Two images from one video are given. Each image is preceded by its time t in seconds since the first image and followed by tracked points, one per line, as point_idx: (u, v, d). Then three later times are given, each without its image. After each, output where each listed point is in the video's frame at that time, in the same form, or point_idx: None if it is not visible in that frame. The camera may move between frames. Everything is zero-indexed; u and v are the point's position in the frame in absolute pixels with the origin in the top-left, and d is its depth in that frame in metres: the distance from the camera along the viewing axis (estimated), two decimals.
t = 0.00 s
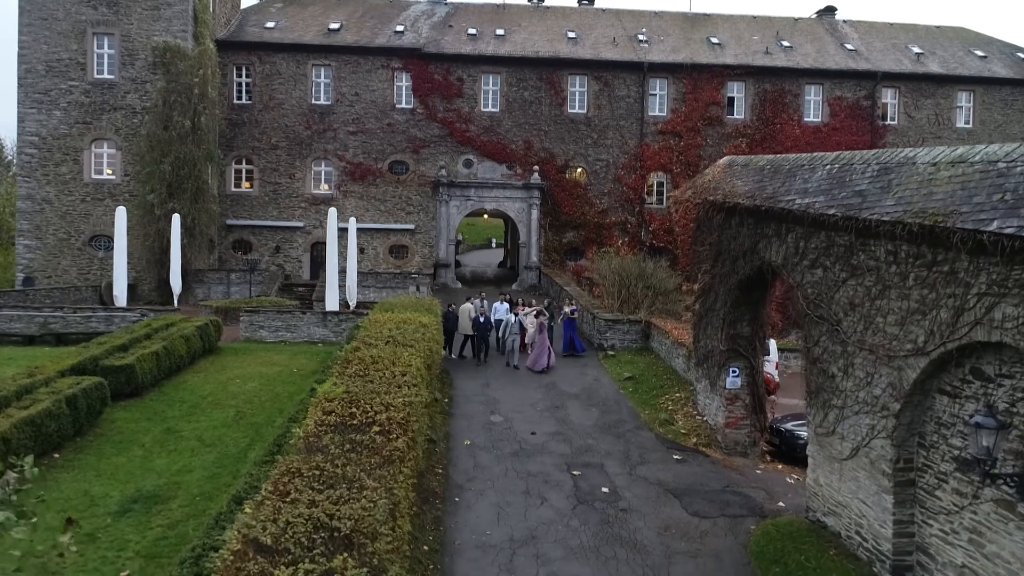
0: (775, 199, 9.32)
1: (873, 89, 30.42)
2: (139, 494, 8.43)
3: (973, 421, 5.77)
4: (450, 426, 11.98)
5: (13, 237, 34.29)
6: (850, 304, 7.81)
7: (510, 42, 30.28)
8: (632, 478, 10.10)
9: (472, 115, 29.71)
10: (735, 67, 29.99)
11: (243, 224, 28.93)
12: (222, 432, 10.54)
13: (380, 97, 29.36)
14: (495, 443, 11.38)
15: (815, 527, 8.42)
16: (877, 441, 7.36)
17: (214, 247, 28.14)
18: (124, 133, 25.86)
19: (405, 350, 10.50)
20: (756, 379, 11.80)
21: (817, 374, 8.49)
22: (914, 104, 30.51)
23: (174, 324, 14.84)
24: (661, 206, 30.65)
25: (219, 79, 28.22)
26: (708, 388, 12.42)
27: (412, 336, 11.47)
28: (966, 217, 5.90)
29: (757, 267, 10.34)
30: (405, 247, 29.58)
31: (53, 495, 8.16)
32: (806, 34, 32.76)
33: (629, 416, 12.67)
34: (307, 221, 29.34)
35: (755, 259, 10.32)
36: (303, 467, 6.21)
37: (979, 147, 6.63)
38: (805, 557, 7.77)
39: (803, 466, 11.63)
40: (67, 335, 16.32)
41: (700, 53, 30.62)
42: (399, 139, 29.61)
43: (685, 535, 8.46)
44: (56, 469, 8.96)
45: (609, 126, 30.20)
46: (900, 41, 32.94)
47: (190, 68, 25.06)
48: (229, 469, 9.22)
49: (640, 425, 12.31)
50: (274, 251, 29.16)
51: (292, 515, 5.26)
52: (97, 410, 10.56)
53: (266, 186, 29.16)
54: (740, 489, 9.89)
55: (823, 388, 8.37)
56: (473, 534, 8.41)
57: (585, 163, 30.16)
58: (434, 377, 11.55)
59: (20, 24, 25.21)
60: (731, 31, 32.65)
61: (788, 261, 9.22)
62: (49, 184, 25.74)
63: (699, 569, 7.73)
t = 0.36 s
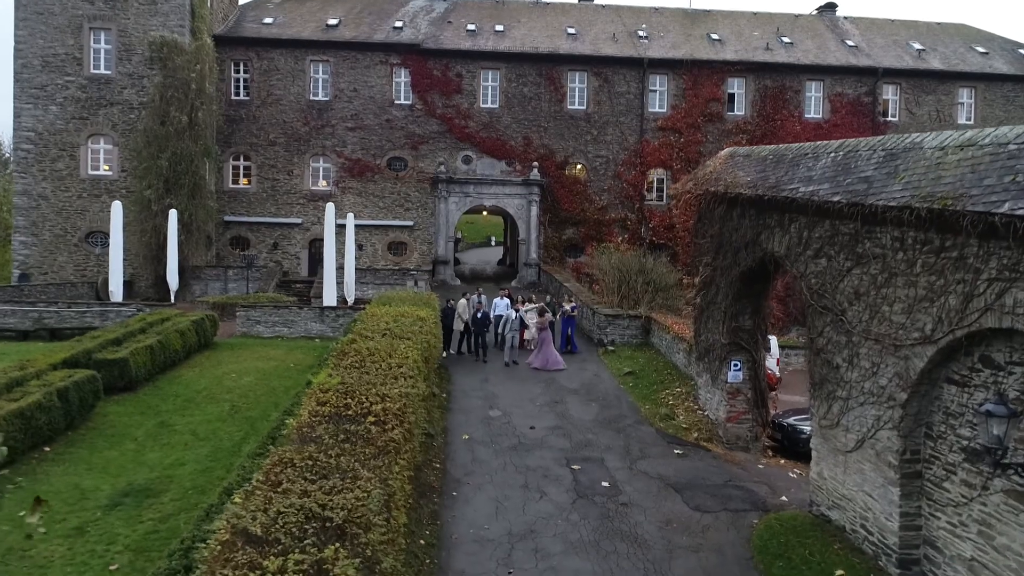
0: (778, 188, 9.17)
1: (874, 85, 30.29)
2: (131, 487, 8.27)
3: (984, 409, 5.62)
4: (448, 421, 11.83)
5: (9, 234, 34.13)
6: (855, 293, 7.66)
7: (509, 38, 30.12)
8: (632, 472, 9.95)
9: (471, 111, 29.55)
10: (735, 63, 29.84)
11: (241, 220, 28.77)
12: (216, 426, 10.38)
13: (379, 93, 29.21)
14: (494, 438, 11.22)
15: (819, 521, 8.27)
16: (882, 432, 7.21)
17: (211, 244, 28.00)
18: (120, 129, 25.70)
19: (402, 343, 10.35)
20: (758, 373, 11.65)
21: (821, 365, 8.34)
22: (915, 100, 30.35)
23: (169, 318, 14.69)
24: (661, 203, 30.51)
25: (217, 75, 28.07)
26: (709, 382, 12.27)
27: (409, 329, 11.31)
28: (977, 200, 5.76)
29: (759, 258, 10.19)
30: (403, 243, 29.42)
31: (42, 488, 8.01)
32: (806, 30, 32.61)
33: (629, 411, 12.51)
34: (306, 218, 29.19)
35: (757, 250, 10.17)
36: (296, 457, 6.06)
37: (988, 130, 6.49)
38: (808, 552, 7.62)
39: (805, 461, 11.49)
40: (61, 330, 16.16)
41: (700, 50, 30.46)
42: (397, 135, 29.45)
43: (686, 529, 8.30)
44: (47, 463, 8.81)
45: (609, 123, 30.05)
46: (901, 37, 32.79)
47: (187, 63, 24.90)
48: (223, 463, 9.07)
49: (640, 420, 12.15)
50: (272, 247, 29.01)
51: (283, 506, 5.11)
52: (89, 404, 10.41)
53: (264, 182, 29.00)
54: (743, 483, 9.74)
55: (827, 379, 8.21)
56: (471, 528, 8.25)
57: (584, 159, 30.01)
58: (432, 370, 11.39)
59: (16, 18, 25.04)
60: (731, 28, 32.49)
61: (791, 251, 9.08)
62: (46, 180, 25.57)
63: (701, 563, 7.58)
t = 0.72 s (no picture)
0: (782, 179, 8.96)
1: (876, 82, 30.07)
2: (118, 486, 8.05)
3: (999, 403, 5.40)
4: (445, 419, 11.61)
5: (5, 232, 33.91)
6: (862, 286, 7.45)
7: (508, 34, 29.89)
8: (632, 471, 9.73)
9: (470, 108, 29.33)
10: (736, 60, 29.62)
11: (238, 218, 28.55)
12: (207, 423, 10.16)
13: (377, 90, 29.00)
14: (491, 436, 11.01)
15: (824, 521, 8.06)
16: (891, 429, 6.99)
17: (208, 242, 27.78)
18: (116, 125, 25.48)
19: (398, 339, 10.12)
20: (760, 369, 11.43)
21: (826, 360, 8.12)
22: (917, 97, 30.12)
23: (162, 315, 14.47)
24: (662, 200, 30.30)
25: (214, 71, 27.86)
26: (711, 379, 12.05)
27: (405, 325, 11.10)
28: (992, 186, 5.55)
29: (762, 252, 9.98)
30: (402, 241, 29.20)
31: (26, 487, 7.79)
32: (807, 27, 32.38)
33: (629, 409, 12.30)
34: (303, 216, 28.99)
35: (760, 244, 9.97)
36: (284, 454, 5.84)
37: (1001, 116, 6.31)
38: (814, 552, 7.41)
39: (808, 460, 11.27)
40: (53, 328, 15.95)
41: (701, 46, 30.25)
42: (396, 132, 29.23)
43: (688, 529, 8.09)
44: (33, 461, 8.59)
45: (609, 120, 29.84)
46: (903, 34, 32.57)
47: (183, 59, 24.67)
48: (213, 461, 8.85)
49: (641, 417, 11.93)
50: (269, 245, 28.80)
51: (268, 505, 4.89)
52: (78, 401, 10.19)
53: (261, 180, 28.78)
54: (745, 482, 9.52)
55: (833, 374, 8.00)
56: (467, 528, 8.03)
57: (584, 157, 29.82)
58: (428, 367, 11.17)
59: (11, 14, 24.80)
60: (732, 24, 32.26)
61: (795, 244, 8.88)
62: (40, 177, 25.35)
63: (703, 564, 7.36)
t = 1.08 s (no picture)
0: (787, 173, 8.71)
1: (878, 79, 29.82)
2: (102, 490, 7.79)
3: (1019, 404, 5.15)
4: (442, 420, 11.35)
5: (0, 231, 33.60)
6: (871, 283, 7.21)
7: (507, 31, 29.63)
8: (633, 474, 9.47)
9: (469, 105, 29.08)
10: (737, 57, 29.36)
11: (234, 217, 28.30)
12: (197, 425, 9.90)
13: (375, 87, 28.74)
14: (489, 437, 10.75)
15: (832, 526, 7.81)
16: (903, 431, 6.74)
17: (204, 241, 27.52)
18: (111, 123, 25.21)
19: (393, 338, 9.87)
20: (764, 369, 11.16)
21: (834, 360, 7.86)
22: (920, 94, 29.85)
23: (154, 313, 14.19)
24: (662, 199, 30.05)
25: (210, 68, 27.60)
26: (714, 379, 11.79)
27: (401, 323, 10.84)
28: (1011, 176, 5.29)
29: (766, 249, 9.73)
30: (400, 240, 28.93)
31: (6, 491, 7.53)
32: (809, 25, 32.12)
33: (630, 409, 12.03)
34: (300, 214, 28.73)
35: (765, 241, 9.72)
36: (269, 458, 5.58)
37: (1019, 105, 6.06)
38: (822, 559, 7.15)
39: (813, 462, 11.02)
40: (45, 327, 15.67)
41: (702, 43, 29.97)
42: (394, 130, 28.97)
43: (691, 534, 7.83)
44: (15, 464, 8.33)
45: (609, 117, 29.57)
46: (905, 31, 32.31)
47: (179, 56, 24.43)
48: (202, 463, 8.59)
49: (642, 418, 11.67)
50: (266, 244, 28.54)
51: (250, 512, 4.63)
52: (64, 402, 9.92)
53: (258, 178, 28.52)
54: (750, 485, 9.26)
55: (840, 374, 7.74)
56: (463, 533, 7.78)
57: (583, 155, 29.57)
58: (424, 367, 10.91)
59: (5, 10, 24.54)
60: (733, 21, 32.00)
61: (801, 241, 8.63)
62: (35, 175, 25.08)
63: (707, 571, 7.10)
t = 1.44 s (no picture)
0: (794, 168, 8.43)
1: (881, 77, 29.53)
2: (83, 497, 7.49)
3: None
4: (438, 423, 11.07)
5: None
6: (884, 282, 6.92)
7: (506, 28, 29.34)
8: (636, 479, 9.18)
9: (468, 103, 28.79)
10: (738, 55, 29.08)
11: (230, 216, 27.99)
12: (186, 428, 9.60)
13: (372, 85, 28.45)
14: (487, 441, 10.46)
15: (842, 535, 7.52)
16: (918, 437, 6.45)
17: (200, 240, 27.23)
18: (105, 120, 24.91)
19: (388, 338, 9.58)
20: (770, 371, 10.88)
21: (844, 362, 7.58)
22: (923, 92, 29.56)
23: (145, 314, 13.89)
24: (663, 198, 29.75)
25: (206, 66, 27.30)
26: (717, 380, 11.52)
27: (396, 324, 10.55)
28: None
29: (773, 247, 9.45)
30: (398, 239, 28.64)
31: None
32: (811, 22, 31.84)
33: (631, 412, 11.75)
34: (297, 213, 28.43)
35: (771, 238, 9.44)
36: (254, 466, 5.29)
37: None
38: (833, 569, 6.86)
39: (820, 466, 10.73)
40: (34, 327, 15.37)
41: (702, 41, 29.70)
42: (392, 128, 28.67)
43: (696, 543, 7.54)
44: None
45: (609, 115, 29.28)
46: (908, 28, 32.02)
47: (174, 53, 24.14)
48: (189, 469, 8.29)
49: (644, 421, 11.38)
50: (263, 244, 28.25)
51: (229, 526, 4.34)
52: (48, 405, 9.61)
53: (254, 176, 28.22)
54: (756, 491, 8.97)
55: (851, 377, 7.46)
56: (459, 541, 7.49)
57: (583, 153, 29.27)
58: (420, 369, 10.62)
59: None
60: (734, 19, 31.71)
61: (810, 239, 8.35)
62: (28, 173, 24.79)
63: None
